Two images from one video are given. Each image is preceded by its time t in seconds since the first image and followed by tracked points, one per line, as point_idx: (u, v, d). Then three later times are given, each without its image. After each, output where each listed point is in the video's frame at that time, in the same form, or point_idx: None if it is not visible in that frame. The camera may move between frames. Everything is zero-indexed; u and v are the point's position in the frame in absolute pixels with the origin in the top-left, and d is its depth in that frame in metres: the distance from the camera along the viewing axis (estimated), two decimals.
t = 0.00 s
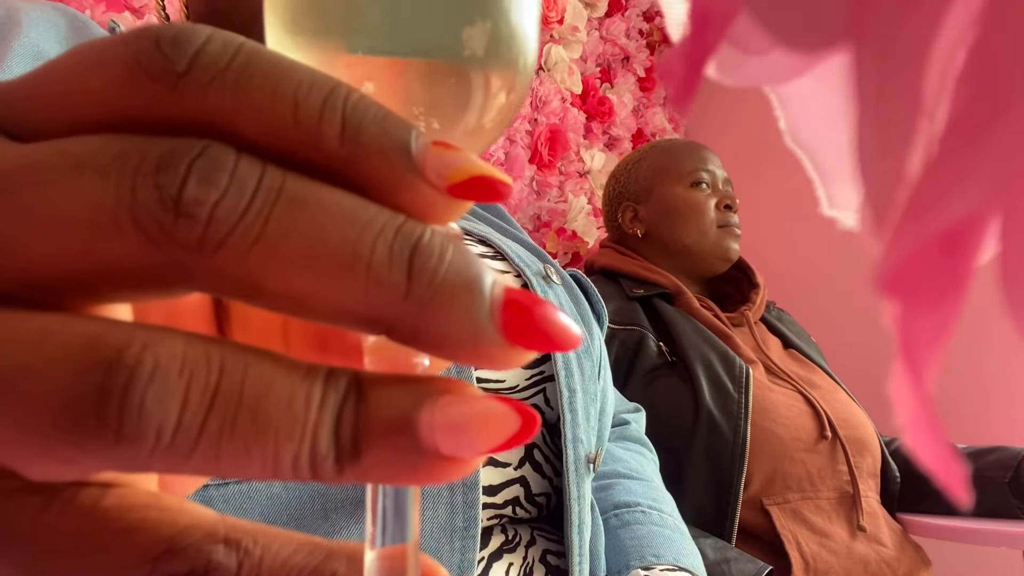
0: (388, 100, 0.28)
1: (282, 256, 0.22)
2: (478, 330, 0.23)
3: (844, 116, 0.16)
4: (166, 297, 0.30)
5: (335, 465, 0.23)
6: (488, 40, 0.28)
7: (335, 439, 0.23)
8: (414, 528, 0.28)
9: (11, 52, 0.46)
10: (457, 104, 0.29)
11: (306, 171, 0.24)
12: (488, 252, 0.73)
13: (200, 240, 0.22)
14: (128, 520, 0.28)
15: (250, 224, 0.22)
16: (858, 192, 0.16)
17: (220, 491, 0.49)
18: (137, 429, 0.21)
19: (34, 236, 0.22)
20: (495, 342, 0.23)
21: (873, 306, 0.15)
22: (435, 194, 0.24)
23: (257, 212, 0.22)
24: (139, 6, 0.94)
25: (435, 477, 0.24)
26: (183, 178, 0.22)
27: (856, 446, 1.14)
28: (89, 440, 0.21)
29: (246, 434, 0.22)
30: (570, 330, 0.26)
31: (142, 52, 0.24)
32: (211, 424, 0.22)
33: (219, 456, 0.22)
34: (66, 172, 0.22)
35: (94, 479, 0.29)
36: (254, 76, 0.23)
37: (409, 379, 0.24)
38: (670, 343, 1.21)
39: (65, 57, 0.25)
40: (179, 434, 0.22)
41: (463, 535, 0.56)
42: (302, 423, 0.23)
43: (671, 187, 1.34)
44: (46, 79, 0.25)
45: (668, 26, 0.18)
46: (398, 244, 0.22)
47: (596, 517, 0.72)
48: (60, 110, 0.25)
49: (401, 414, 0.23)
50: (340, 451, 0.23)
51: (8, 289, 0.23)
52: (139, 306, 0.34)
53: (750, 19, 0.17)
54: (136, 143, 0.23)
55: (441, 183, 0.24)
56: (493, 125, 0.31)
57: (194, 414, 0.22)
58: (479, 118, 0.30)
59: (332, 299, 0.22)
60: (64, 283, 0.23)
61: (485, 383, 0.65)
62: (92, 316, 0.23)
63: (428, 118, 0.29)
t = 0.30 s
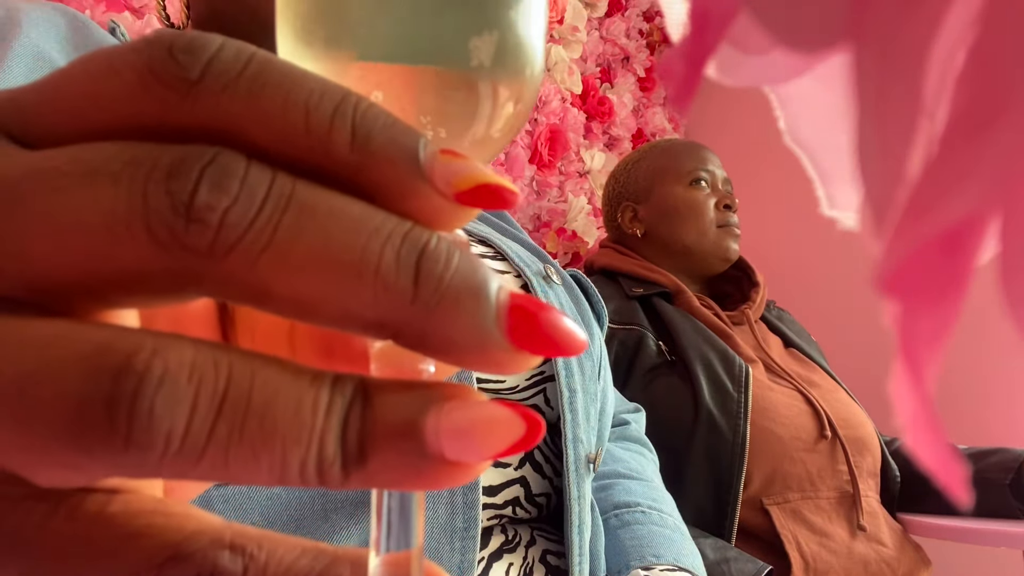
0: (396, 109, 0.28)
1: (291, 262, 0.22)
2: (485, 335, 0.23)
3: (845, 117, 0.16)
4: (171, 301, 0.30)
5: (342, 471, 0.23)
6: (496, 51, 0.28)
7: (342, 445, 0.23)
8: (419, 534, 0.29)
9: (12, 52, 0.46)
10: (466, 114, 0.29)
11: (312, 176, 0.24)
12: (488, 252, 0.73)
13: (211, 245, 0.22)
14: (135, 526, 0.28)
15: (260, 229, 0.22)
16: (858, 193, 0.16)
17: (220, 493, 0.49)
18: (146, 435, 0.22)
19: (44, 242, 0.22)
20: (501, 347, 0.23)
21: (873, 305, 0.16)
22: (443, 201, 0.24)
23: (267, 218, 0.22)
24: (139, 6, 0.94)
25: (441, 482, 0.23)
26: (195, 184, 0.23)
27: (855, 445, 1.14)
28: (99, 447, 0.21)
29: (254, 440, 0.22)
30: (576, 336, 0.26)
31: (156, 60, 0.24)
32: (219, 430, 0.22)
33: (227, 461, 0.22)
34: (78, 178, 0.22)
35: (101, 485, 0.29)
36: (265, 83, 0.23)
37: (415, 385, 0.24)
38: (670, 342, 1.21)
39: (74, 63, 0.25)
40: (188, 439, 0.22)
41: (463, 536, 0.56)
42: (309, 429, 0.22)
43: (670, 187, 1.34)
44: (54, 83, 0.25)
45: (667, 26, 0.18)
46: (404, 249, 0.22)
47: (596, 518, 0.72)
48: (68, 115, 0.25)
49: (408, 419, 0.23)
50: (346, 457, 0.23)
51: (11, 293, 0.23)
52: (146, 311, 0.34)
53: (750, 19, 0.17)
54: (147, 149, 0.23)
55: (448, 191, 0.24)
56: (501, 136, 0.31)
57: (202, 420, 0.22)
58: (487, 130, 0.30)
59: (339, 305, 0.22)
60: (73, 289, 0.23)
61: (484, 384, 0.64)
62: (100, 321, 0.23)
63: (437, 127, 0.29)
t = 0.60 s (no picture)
0: (398, 112, 0.28)
1: (295, 263, 0.22)
2: (487, 337, 0.23)
3: (845, 117, 0.16)
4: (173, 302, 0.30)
5: (343, 474, 0.23)
6: (496, 52, 0.28)
7: (344, 448, 0.23)
8: (420, 536, 0.29)
9: (12, 52, 0.46)
10: (468, 115, 0.29)
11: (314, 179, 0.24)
12: (488, 252, 0.73)
13: (213, 247, 0.22)
14: (137, 527, 0.28)
15: (263, 231, 0.22)
16: (858, 192, 0.16)
17: (219, 493, 0.49)
18: (148, 440, 0.22)
19: (47, 244, 0.22)
20: (503, 347, 0.23)
21: (873, 305, 0.16)
22: (447, 201, 0.24)
23: (269, 219, 0.22)
24: (139, 6, 0.94)
25: (442, 482, 0.23)
26: (197, 185, 0.23)
27: (855, 445, 1.14)
28: (101, 451, 0.21)
29: (256, 443, 0.22)
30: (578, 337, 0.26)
31: (158, 61, 0.24)
32: (220, 434, 0.22)
33: (228, 465, 0.22)
34: (80, 180, 0.22)
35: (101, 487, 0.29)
36: (268, 84, 0.23)
37: (417, 386, 0.24)
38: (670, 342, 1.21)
39: (77, 65, 0.25)
40: (189, 443, 0.22)
41: (463, 535, 0.56)
42: (310, 432, 0.22)
43: (669, 187, 1.34)
44: (55, 85, 0.25)
45: (668, 26, 0.18)
46: (406, 250, 0.22)
47: (596, 518, 0.72)
48: (70, 116, 0.25)
49: (410, 420, 0.23)
50: (348, 460, 0.23)
51: (11, 296, 0.23)
52: (148, 313, 0.34)
53: (750, 20, 0.17)
54: (148, 152, 0.23)
55: (450, 192, 0.24)
56: (502, 137, 0.31)
57: (203, 424, 0.22)
58: (488, 131, 0.30)
59: (341, 306, 0.22)
60: (75, 291, 0.23)
61: (484, 385, 0.64)
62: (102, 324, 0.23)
63: (438, 129, 0.29)
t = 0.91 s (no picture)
0: (401, 109, 0.28)
1: (297, 264, 0.22)
2: (492, 337, 0.23)
3: (845, 116, 0.16)
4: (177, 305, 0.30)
5: (348, 476, 0.23)
6: (501, 48, 0.28)
7: (350, 450, 0.23)
8: (425, 536, 0.30)
9: (12, 51, 0.46)
10: (473, 112, 0.29)
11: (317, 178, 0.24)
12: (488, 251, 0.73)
13: (214, 250, 0.22)
14: (139, 530, 0.28)
15: (265, 232, 0.22)
16: (858, 192, 0.16)
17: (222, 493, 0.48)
18: (150, 445, 0.22)
19: (48, 246, 0.22)
20: (509, 347, 0.23)
21: (873, 305, 0.16)
22: (451, 201, 0.24)
23: (271, 220, 0.22)
24: (139, 6, 0.94)
25: (448, 485, 0.23)
26: (198, 186, 0.23)
27: (855, 445, 1.14)
28: (103, 454, 0.21)
29: (260, 447, 0.22)
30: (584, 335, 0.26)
31: (159, 59, 0.24)
32: (224, 439, 0.22)
33: (232, 470, 0.22)
34: (82, 181, 0.22)
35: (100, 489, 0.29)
36: (271, 81, 0.23)
37: (421, 387, 0.24)
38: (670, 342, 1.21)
39: (78, 65, 0.25)
40: (192, 448, 0.22)
41: (464, 535, 0.56)
42: (315, 436, 0.23)
43: (669, 186, 1.34)
44: (55, 86, 0.25)
45: (668, 26, 0.18)
46: (408, 251, 0.22)
47: (596, 518, 0.72)
48: (71, 117, 0.25)
49: (416, 422, 0.23)
50: (353, 463, 0.23)
51: (13, 299, 0.23)
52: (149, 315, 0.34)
53: (750, 19, 0.17)
54: (149, 153, 0.23)
55: (455, 190, 0.24)
56: (507, 136, 0.31)
57: (207, 429, 0.22)
58: (493, 130, 0.30)
59: (344, 307, 0.22)
60: (77, 293, 0.23)
61: (485, 385, 0.64)
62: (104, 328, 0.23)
63: (442, 125, 0.29)
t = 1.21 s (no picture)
0: (410, 105, 0.28)
1: (287, 280, 0.22)
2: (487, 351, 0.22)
3: (845, 116, 0.16)
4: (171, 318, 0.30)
5: (357, 485, 0.23)
6: (507, 42, 0.29)
7: (354, 463, 0.23)
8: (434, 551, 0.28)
9: (12, 49, 0.46)
10: (481, 109, 0.29)
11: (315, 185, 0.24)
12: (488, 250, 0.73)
13: (202, 269, 0.23)
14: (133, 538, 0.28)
15: (253, 251, 0.22)
16: (858, 192, 0.16)
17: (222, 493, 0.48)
18: (145, 460, 0.22)
19: (46, 250, 0.22)
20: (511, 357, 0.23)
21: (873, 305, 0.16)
22: (443, 206, 0.24)
23: (261, 237, 0.22)
24: (139, 6, 0.94)
25: (453, 494, 0.23)
26: (185, 202, 0.23)
27: (855, 445, 1.14)
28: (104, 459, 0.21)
29: (255, 463, 0.22)
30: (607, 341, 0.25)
31: (153, 65, 0.24)
32: (219, 455, 0.22)
33: (228, 486, 0.22)
34: (71, 196, 0.22)
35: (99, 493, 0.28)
36: (266, 83, 0.23)
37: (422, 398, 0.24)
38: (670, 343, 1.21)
39: (78, 69, 0.25)
40: (186, 465, 0.22)
41: (464, 534, 0.56)
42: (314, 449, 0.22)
43: (670, 186, 1.34)
44: (54, 88, 0.25)
45: (668, 26, 0.18)
46: (392, 268, 0.23)
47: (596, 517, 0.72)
48: (70, 119, 0.25)
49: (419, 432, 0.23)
50: (358, 473, 0.23)
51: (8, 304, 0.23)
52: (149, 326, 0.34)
53: (749, 19, 0.17)
54: (139, 168, 0.23)
55: (459, 188, 0.24)
56: (514, 134, 0.31)
57: (201, 445, 0.22)
58: (501, 126, 0.30)
59: (336, 324, 0.22)
60: (75, 297, 0.23)
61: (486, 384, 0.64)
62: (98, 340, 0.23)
63: (449, 122, 0.29)
